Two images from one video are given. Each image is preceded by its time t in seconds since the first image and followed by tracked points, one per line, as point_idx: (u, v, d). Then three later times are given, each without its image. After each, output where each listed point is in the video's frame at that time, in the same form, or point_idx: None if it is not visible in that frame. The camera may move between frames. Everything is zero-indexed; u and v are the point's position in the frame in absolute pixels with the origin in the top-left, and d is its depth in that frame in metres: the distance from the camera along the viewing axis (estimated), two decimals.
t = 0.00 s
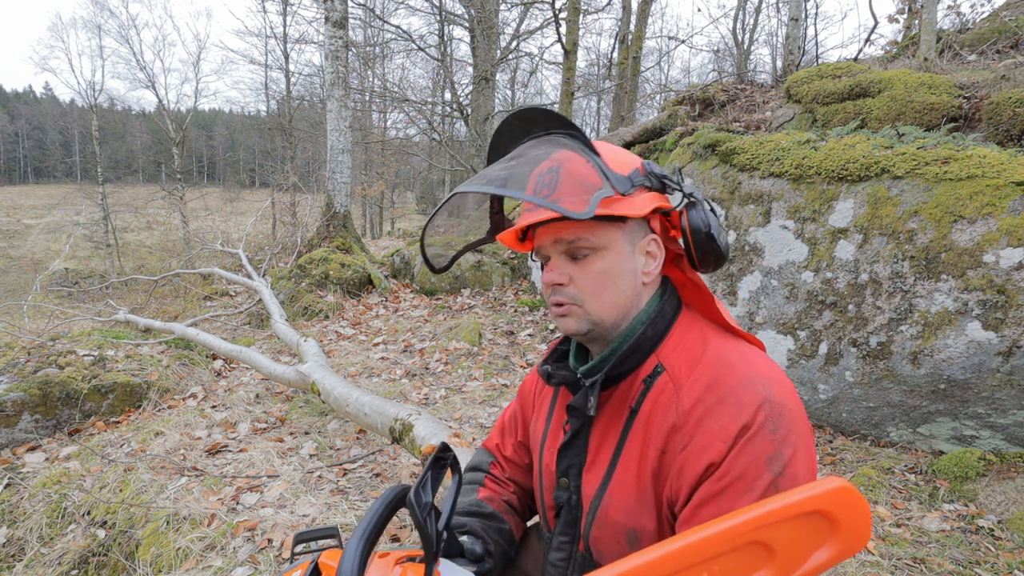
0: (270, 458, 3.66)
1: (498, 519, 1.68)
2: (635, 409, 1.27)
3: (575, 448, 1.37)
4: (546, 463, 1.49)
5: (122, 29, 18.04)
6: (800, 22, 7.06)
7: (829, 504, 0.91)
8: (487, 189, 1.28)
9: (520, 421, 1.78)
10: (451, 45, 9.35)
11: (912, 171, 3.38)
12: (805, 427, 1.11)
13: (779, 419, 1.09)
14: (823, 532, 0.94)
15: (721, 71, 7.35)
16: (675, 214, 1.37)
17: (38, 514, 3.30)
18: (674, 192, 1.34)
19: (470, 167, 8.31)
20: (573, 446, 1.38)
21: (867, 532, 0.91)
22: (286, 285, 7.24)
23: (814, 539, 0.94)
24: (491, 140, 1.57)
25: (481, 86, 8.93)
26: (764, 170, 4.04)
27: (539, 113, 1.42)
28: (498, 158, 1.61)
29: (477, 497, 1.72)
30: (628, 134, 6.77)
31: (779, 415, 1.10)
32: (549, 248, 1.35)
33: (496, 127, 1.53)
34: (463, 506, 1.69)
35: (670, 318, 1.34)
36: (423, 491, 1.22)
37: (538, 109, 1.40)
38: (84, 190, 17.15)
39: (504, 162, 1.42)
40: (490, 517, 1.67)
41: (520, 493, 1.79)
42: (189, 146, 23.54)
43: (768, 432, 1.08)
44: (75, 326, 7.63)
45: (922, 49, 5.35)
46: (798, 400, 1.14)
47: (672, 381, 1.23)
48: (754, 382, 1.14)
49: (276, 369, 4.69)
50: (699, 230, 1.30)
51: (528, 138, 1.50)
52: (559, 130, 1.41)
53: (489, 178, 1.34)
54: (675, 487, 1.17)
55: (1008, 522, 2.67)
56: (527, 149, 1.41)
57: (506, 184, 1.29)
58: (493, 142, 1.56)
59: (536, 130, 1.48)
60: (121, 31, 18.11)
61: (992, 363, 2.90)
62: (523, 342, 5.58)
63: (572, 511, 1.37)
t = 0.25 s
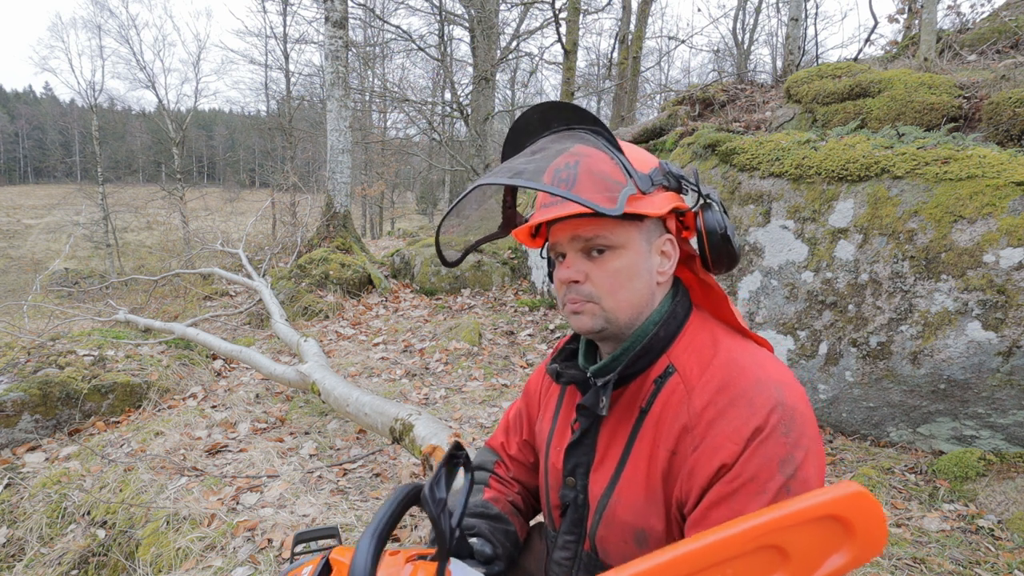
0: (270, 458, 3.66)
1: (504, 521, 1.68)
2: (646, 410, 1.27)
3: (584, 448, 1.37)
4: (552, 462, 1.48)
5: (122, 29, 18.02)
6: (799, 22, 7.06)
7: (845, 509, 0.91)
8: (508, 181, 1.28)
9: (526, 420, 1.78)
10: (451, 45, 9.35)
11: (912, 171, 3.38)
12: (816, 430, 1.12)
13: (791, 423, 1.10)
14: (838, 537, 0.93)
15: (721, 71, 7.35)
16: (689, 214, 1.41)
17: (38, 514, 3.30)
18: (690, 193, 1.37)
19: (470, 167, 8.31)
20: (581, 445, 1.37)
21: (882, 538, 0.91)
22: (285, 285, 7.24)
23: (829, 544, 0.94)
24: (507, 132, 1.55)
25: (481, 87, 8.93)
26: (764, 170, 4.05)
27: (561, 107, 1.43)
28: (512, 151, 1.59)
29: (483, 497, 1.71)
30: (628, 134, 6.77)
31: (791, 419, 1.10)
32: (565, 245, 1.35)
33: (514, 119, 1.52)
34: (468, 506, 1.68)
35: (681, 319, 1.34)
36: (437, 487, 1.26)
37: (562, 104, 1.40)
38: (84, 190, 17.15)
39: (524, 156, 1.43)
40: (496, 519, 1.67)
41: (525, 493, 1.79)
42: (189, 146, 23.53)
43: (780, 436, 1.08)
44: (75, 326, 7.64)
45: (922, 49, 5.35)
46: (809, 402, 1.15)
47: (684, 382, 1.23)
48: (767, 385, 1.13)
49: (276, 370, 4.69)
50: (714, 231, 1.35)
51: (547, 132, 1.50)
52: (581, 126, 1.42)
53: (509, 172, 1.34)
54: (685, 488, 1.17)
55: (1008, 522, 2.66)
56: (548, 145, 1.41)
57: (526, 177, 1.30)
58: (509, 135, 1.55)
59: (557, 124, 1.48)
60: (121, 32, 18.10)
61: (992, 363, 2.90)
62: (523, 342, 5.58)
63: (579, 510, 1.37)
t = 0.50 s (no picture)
0: (270, 458, 3.66)
1: (506, 522, 1.68)
2: (649, 408, 1.27)
3: (587, 447, 1.36)
4: (555, 461, 1.48)
5: (122, 29, 18.01)
6: (800, 22, 7.06)
7: (870, 543, 0.89)
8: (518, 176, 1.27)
9: (526, 420, 1.78)
10: (451, 45, 9.35)
11: (912, 171, 3.38)
12: (819, 427, 1.12)
13: (794, 419, 1.10)
14: (859, 568, 0.92)
15: (721, 71, 7.35)
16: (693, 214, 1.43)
17: (37, 514, 3.30)
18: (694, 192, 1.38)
19: (470, 167, 8.31)
20: (584, 444, 1.36)
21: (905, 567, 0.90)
22: (285, 285, 7.24)
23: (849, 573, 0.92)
24: (512, 130, 1.54)
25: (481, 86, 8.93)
26: (764, 170, 4.05)
27: (569, 106, 1.44)
28: (517, 149, 1.58)
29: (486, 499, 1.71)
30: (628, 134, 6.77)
31: (794, 415, 1.10)
32: (573, 243, 1.34)
33: (520, 117, 1.51)
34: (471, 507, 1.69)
35: (685, 318, 1.34)
36: (466, 487, 1.55)
37: (570, 102, 1.41)
38: (83, 190, 17.14)
39: (531, 155, 1.43)
40: (499, 520, 1.67)
41: (525, 494, 1.79)
42: (189, 146, 23.52)
43: (783, 432, 1.09)
44: (75, 326, 7.63)
45: (922, 49, 5.35)
46: (811, 399, 1.15)
47: (687, 380, 1.23)
48: (770, 382, 1.13)
49: (276, 369, 4.69)
50: (718, 229, 1.36)
51: (553, 130, 1.50)
52: (589, 124, 1.43)
53: (518, 169, 1.33)
54: (689, 485, 1.17)
55: (1008, 522, 2.67)
56: (557, 143, 1.41)
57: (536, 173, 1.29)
58: (514, 133, 1.54)
59: (564, 123, 1.48)
60: (121, 32, 18.09)
61: (992, 363, 2.90)
62: (523, 342, 5.58)
63: (581, 510, 1.36)
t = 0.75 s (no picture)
0: (270, 458, 3.66)
1: (506, 522, 1.68)
2: (648, 404, 1.27)
3: (587, 444, 1.36)
4: (554, 459, 1.48)
5: (121, 28, 17.99)
6: (800, 22, 7.06)
7: None
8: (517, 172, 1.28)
9: (526, 420, 1.78)
10: (451, 45, 9.34)
11: (912, 171, 3.38)
12: (817, 422, 1.12)
13: (792, 414, 1.10)
14: None
15: (721, 71, 7.35)
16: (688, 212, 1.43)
17: (37, 514, 3.30)
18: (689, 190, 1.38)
19: (470, 167, 8.31)
20: (584, 441, 1.36)
21: None
22: (285, 285, 7.24)
23: None
24: (511, 133, 1.55)
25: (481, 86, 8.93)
26: (764, 170, 4.05)
27: (567, 106, 1.44)
28: (515, 150, 1.59)
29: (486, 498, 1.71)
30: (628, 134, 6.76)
31: (792, 410, 1.10)
32: (571, 241, 1.34)
33: (517, 119, 1.51)
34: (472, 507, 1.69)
35: (683, 315, 1.34)
36: (480, 485, 1.57)
37: (567, 103, 1.41)
38: (83, 190, 17.14)
39: (529, 154, 1.43)
40: (499, 520, 1.67)
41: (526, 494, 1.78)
42: (189, 146, 23.52)
43: (781, 427, 1.09)
44: (75, 326, 7.63)
45: (922, 50, 5.35)
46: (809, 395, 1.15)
47: (686, 376, 1.23)
48: (768, 378, 1.14)
49: (276, 370, 4.69)
50: (714, 227, 1.37)
51: (550, 132, 1.51)
52: (586, 125, 1.44)
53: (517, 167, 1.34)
54: (688, 480, 1.17)
55: (1008, 522, 2.66)
56: (555, 142, 1.42)
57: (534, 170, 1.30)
58: (512, 134, 1.54)
59: (561, 124, 1.49)
60: (121, 32, 18.08)
61: (992, 363, 2.90)
62: (523, 342, 5.58)
63: (581, 507, 1.36)
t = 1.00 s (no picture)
0: (270, 458, 3.66)
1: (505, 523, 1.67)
2: (643, 406, 1.26)
3: (583, 446, 1.35)
4: (552, 461, 1.48)
5: (122, 28, 17.97)
6: (800, 22, 7.06)
7: None
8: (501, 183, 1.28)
9: (524, 420, 1.78)
10: (451, 45, 9.34)
11: (912, 171, 3.38)
12: (810, 424, 1.12)
13: (785, 416, 1.10)
14: None
15: (721, 71, 7.35)
16: (682, 212, 1.42)
17: (38, 514, 3.30)
18: (682, 191, 1.37)
19: (470, 167, 8.31)
20: (580, 443, 1.35)
21: None
22: (285, 285, 7.24)
23: None
24: (501, 139, 1.55)
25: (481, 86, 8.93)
26: (764, 170, 4.05)
27: (554, 111, 1.43)
28: (507, 155, 1.59)
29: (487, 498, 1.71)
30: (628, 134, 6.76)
31: (785, 412, 1.10)
32: (562, 246, 1.34)
33: (506, 125, 1.51)
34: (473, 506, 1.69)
35: (679, 316, 1.33)
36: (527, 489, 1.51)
37: (553, 108, 1.41)
38: (83, 190, 17.14)
39: (518, 160, 1.43)
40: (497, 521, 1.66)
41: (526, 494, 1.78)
42: (189, 146, 23.52)
43: (774, 429, 1.09)
44: (75, 326, 7.64)
45: (922, 49, 5.35)
46: (803, 396, 1.15)
47: (680, 377, 1.23)
48: (762, 379, 1.14)
49: (276, 370, 4.69)
50: (707, 227, 1.36)
51: (540, 136, 1.51)
52: (574, 129, 1.43)
53: (504, 175, 1.34)
54: (682, 482, 1.17)
55: (1008, 522, 2.67)
56: (543, 147, 1.41)
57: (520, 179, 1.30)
58: (502, 140, 1.55)
59: (550, 128, 1.48)
60: (121, 31, 18.06)
61: (992, 363, 2.90)
62: (523, 342, 5.58)
63: (578, 508, 1.35)
